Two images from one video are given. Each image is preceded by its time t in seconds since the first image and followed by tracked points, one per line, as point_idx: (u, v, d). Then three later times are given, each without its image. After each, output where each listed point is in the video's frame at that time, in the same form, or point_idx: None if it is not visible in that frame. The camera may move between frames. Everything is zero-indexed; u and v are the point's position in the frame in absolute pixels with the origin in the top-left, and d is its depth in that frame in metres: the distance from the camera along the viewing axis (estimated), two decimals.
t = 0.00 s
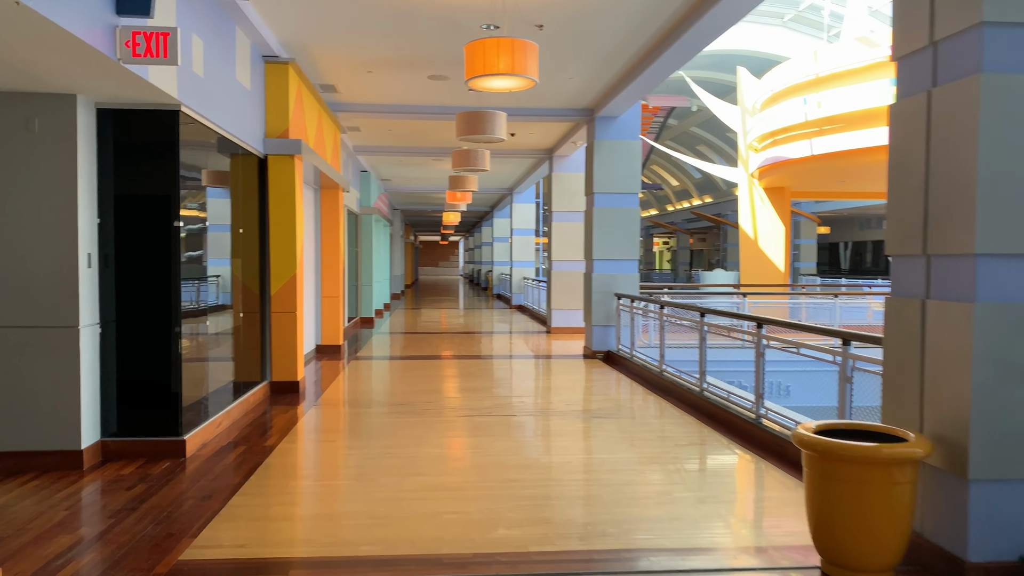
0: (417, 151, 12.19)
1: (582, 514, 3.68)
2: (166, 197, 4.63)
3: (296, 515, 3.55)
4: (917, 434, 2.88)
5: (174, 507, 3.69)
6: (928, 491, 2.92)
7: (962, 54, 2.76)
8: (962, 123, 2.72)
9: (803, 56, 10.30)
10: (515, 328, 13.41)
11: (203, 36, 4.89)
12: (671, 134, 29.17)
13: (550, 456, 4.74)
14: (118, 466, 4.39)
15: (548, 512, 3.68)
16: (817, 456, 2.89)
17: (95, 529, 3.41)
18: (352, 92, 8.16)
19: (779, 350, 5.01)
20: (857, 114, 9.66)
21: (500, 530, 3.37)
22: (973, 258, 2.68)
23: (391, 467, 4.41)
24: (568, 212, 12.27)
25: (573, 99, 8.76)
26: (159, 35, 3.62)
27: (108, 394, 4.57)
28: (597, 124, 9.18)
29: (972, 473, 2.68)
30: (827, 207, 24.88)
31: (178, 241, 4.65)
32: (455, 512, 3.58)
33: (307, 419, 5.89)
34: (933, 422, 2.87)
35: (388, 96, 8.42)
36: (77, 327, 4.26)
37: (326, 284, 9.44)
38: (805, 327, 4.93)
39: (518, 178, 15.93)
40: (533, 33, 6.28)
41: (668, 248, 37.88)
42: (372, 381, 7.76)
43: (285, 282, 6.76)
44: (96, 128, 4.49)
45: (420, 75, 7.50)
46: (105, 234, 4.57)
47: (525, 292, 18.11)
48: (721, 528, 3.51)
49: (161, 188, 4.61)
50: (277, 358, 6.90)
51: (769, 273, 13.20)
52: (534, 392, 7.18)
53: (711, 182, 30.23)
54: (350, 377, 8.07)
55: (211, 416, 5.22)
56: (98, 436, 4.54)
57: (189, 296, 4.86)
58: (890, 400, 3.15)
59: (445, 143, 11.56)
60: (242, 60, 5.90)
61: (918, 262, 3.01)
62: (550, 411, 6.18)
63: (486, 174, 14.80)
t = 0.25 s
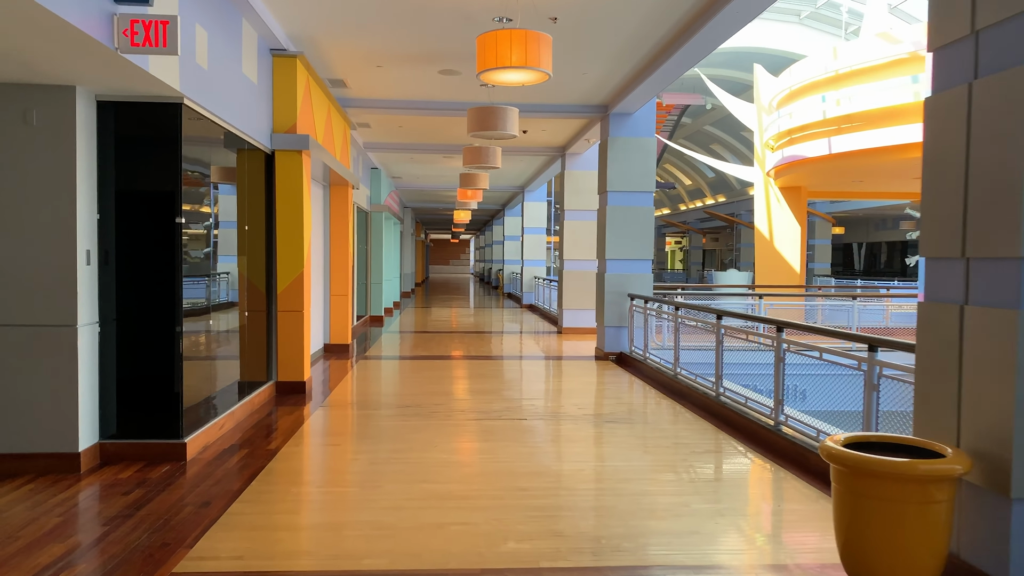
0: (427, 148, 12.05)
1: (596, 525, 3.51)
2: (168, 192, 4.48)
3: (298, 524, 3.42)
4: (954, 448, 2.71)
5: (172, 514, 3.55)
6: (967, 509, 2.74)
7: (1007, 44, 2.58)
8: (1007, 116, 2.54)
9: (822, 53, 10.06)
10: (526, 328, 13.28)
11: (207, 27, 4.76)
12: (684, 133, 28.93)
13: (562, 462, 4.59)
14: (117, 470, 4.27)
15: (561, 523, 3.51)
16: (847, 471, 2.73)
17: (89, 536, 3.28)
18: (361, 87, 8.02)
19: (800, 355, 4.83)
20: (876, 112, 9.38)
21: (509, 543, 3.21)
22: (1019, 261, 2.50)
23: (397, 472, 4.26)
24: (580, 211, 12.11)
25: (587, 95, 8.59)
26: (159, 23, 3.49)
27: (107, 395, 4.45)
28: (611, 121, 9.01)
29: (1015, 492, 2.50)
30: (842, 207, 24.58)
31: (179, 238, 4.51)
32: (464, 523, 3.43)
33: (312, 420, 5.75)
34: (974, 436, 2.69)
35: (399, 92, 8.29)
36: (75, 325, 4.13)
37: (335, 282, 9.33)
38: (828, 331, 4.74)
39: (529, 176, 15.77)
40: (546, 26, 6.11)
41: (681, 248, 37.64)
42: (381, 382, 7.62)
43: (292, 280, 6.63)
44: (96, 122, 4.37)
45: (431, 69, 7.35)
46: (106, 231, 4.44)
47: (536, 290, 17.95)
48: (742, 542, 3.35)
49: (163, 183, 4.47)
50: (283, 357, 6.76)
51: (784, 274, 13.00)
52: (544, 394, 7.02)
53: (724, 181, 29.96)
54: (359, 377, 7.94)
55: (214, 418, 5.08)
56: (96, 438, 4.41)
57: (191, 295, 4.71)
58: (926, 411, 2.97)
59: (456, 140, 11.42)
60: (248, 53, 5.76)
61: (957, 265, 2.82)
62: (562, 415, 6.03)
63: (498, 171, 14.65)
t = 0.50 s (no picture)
0: (435, 142, 11.88)
1: (612, 531, 3.34)
2: (167, 184, 4.32)
3: (300, 528, 3.26)
4: (999, 452, 2.52)
5: (168, 519, 3.40)
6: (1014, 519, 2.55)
7: None
8: None
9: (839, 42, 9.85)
10: (535, 325, 13.11)
11: (207, 12, 4.60)
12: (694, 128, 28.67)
13: (574, 463, 4.42)
14: (114, 471, 4.12)
15: (576, 529, 3.34)
16: (883, 477, 2.54)
17: (82, 541, 3.13)
18: (368, 78, 7.86)
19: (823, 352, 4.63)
20: (895, 103, 9.05)
21: (521, 551, 3.05)
22: None
23: (404, 473, 4.10)
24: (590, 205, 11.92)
25: (598, 86, 8.40)
26: (153, 4, 3.33)
27: (105, 393, 4.30)
28: (623, 113, 8.81)
29: None
30: (854, 202, 24.29)
31: (178, 231, 4.35)
32: (473, 529, 3.26)
33: (317, 419, 5.59)
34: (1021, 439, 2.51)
35: (406, 83, 8.12)
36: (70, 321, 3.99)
37: (341, 277, 9.18)
38: (852, 327, 4.54)
39: (538, 171, 15.60)
40: (558, 13, 5.92)
41: (690, 244, 37.38)
42: (387, 379, 7.46)
43: (296, 275, 6.48)
44: (93, 111, 4.22)
45: (439, 59, 7.17)
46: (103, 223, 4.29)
47: (545, 287, 17.77)
48: (766, 550, 3.17)
49: (161, 175, 4.31)
50: (287, 354, 6.61)
51: (797, 270, 12.78)
52: (555, 392, 6.85)
53: (735, 176, 29.68)
54: (365, 375, 7.79)
55: (216, 417, 4.93)
56: (93, 438, 4.27)
57: (191, 289, 4.55)
58: (965, 412, 2.79)
59: (464, 134, 11.24)
60: (251, 42, 5.61)
61: (1002, 256, 2.64)
62: (574, 415, 5.85)
63: (506, 166, 14.47)
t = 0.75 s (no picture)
0: (438, 136, 11.70)
1: (628, 542, 3.17)
2: (161, 179, 4.15)
3: (299, 541, 3.09)
4: None
5: (162, 530, 3.24)
6: None
7: None
8: None
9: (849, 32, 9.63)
10: (540, 321, 12.93)
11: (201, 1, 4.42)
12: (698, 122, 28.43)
13: (586, 467, 4.25)
14: (107, 477, 3.97)
15: (590, 540, 3.17)
16: (921, 488, 2.37)
17: (70, 555, 2.98)
18: (370, 71, 7.68)
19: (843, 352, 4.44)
20: (908, 94, 8.93)
21: (533, 566, 2.88)
22: None
23: (408, 479, 3.94)
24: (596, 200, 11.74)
25: (605, 78, 8.22)
26: None
27: (98, 396, 4.14)
28: (630, 105, 8.62)
29: None
30: (861, 195, 24.07)
31: (172, 229, 4.18)
32: (483, 542, 3.09)
33: (318, 421, 5.43)
34: None
35: (408, 75, 7.94)
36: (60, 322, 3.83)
37: (343, 274, 9.03)
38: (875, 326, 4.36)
39: (542, 165, 15.42)
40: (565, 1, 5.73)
41: (695, 239, 37.16)
42: (391, 378, 7.29)
43: (297, 273, 6.31)
44: (85, 103, 4.05)
45: (442, 50, 6.98)
46: (94, 221, 4.12)
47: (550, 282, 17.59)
48: (793, 564, 2.98)
49: (155, 170, 4.14)
50: (288, 354, 6.45)
51: (806, 264, 12.60)
52: (562, 392, 6.68)
53: (739, 170, 29.45)
54: (368, 374, 7.63)
55: (213, 419, 4.76)
56: (86, 443, 4.11)
57: (186, 289, 4.39)
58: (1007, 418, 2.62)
59: (468, 127, 11.06)
60: (248, 33, 5.44)
61: None
62: (583, 415, 5.69)
63: (510, 160, 14.29)
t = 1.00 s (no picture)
0: (437, 131, 11.53)
1: (637, 553, 3.02)
2: (148, 174, 3.99)
3: (292, 554, 2.94)
4: None
5: (149, 541, 3.08)
6: None
7: None
8: None
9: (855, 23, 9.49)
10: (541, 318, 12.77)
11: None
12: (698, 116, 28.25)
13: (591, 471, 4.09)
14: (93, 485, 3.81)
15: (597, 551, 3.02)
16: (956, 501, 2.18)
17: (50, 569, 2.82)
18: (366, 63, 7.51)
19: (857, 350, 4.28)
20: (914, 86, 8.78)
21: None
22: None
23: (407, 485, 3.78)
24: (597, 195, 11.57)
25: (606, 70, 8.05)
26: None
27: (83, 400, 3.98)
28: (632, 98, 8.46)
29: None
30: (863, 189, 23.92)
31: (161, 225, 4.02)
32: (486, 553, 2.94)
33: (314, 423, 5.26)
34: None
35: (406, 68, 7.77)
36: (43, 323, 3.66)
37: (340, 271, 8.87)
38: (891, 323, 4.19)
39: (542, 159, 15.25)
40: None
41: (695, 234, 36.99)
42: (389, 378, 7.13)
43: (292, 270, 6.15)
44: (68, 94, 3.89)
45: (440, 41, 6.81)
46: (79, 217, 3.95)
47: (550, 278, 17.44)
48: None
49: (142, 164, 3.98)
50: (283, 353, 6.29)
51: (810, 259, 12.44)
52: (565, 391, 6.53)
53: (739, 165, 29.28)
54: (366, 373, 7.46)
55: (204, 422, 4.61)
56: (71, 448, 3.95)
57: (175, 288, 4.22)
58: None
59: (466, 122, 10.89)
60: (241, 23, 5.28)
61: None
62: (586, 416, 5.54)
63: (509, 155, 14.12)
